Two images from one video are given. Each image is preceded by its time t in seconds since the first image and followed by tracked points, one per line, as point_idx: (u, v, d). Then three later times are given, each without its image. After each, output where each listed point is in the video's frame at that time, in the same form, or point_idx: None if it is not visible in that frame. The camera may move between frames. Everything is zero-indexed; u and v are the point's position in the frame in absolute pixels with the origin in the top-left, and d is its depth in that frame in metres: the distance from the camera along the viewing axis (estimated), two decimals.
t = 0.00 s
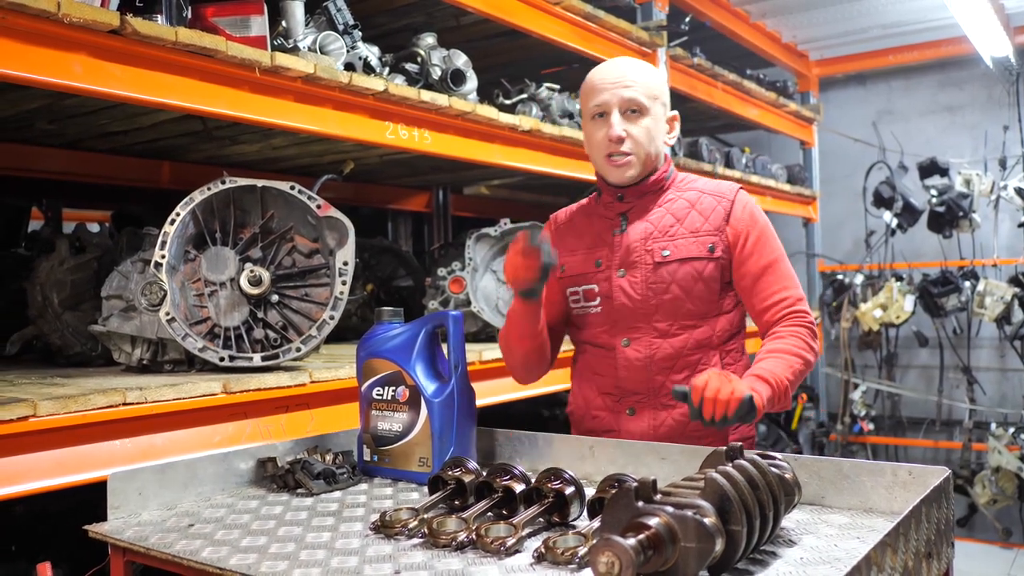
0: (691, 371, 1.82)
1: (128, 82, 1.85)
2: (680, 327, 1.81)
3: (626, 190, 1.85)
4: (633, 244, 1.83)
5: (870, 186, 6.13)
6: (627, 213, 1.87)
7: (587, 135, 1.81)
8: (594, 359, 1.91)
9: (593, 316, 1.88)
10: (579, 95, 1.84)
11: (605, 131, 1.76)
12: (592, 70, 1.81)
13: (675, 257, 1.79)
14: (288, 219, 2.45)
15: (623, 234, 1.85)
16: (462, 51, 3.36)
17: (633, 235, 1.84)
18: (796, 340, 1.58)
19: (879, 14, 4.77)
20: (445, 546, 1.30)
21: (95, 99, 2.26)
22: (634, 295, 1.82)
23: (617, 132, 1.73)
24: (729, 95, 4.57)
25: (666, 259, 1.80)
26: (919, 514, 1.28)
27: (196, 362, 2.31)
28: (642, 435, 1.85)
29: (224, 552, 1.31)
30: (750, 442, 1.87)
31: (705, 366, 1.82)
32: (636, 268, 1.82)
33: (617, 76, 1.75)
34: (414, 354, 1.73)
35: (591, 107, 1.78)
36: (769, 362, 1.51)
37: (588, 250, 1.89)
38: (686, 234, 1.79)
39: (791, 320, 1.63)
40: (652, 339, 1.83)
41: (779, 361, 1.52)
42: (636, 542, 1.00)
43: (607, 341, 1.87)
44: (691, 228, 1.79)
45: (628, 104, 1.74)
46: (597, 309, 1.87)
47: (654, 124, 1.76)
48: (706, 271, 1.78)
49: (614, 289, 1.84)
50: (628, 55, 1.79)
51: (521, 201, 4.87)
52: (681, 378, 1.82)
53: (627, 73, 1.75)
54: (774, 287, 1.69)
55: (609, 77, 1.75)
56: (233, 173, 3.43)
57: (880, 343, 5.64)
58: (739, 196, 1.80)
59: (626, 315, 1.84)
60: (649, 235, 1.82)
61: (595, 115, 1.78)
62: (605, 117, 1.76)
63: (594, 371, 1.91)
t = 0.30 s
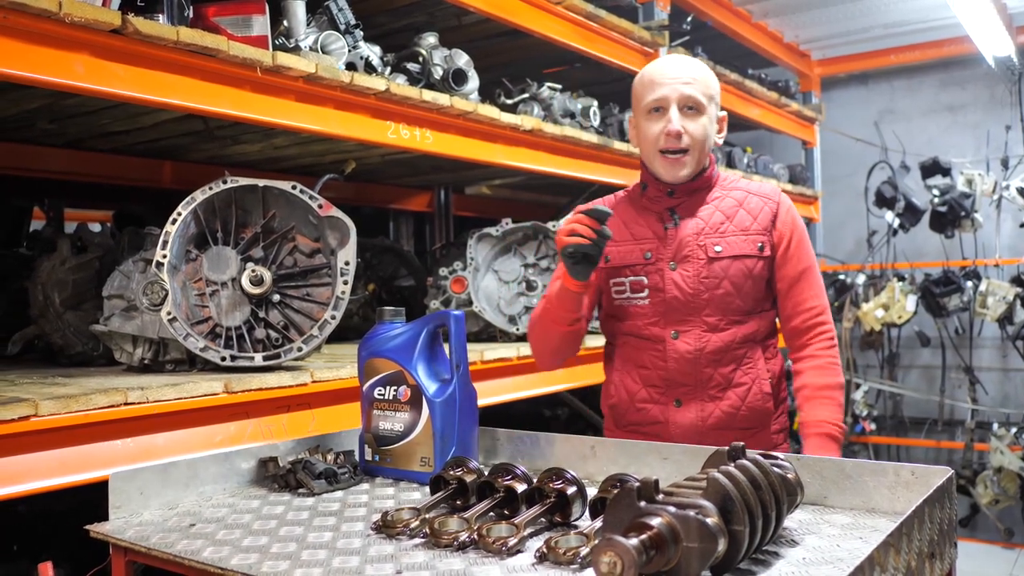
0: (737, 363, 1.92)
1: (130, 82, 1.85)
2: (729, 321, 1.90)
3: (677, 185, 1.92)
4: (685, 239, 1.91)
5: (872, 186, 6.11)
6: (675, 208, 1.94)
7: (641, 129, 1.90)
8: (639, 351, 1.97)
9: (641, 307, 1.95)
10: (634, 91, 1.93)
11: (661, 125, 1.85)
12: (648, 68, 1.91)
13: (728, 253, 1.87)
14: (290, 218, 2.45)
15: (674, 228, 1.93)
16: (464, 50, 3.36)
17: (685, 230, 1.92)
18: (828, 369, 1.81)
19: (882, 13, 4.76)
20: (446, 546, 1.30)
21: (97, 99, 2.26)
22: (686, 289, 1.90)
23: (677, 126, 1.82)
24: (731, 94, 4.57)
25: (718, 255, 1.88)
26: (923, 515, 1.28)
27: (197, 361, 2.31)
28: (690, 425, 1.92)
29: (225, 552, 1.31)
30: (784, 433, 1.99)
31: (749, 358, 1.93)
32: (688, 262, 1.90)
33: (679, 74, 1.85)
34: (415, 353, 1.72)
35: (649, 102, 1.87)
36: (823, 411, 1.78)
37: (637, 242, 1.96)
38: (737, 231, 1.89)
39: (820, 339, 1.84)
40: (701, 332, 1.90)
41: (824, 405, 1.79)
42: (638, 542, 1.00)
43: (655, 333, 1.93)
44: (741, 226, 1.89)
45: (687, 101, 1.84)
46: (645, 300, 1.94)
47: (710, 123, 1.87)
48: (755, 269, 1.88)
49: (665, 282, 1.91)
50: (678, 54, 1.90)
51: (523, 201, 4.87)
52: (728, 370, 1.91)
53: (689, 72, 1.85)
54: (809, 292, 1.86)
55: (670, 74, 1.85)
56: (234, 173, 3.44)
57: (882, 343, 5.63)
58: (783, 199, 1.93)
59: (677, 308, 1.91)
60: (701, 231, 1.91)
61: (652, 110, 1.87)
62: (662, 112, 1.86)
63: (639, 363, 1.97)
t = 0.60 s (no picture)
0: (761, 365, 1.91)
1: (131, 81, 1.85)
2: (755, 325, 1.90)
3: (710, 187, 1.92)
4: (714, 242, 1.91)
5: (874, 185, 6.11)
6: (707, 210, 1.93)
7: (677, 132, 1.91)
8: (665, 349, 1.98)
9: (669, 307, 1.95)
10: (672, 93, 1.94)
11: (696, 129, 1.86)
12: (686, 70, 1.91)
13: (757, 258, 1.87)
14: (290, 218, 2.45)
15: (704, 231, 1.93)
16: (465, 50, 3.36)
17: (714, 233, 1.91)
18: (873, 373, 1.89)
19: (883, 13, 4.76)
20: (446, 546, 1.30)
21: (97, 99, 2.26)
22: (713, 291, 1.90)
23: (712, 132, 1.82)
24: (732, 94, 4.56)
25: (747, 260, 1.87)
26: (924, 515, 1.28)
27: (198, 361, 2.31)
28: (713, 425, 1.92)
29: (225, 551, 1.31)
30: (806, 433, 1.98)
31: (774, 360, 1.92)
32: (717, 265, 1.90)
33: (716, 78, 1.85)
34: (416, 353, 1.72)
35: (685, 105, 1.88)
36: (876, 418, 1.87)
37: (667, 243, 1.96)
38: (767, 236, 1.88)
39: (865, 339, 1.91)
40: (726, 334, 1.91)
41: (876, 412, 1.88)
42: (639, 541, 1.00)
43: (681, 333, 1.94)
44: (771, 230, 1.88)
45: (723, 106, 1.84)
46: (673, 301, 1.94)
47: (746, 128, 1.86)
48: (784, 274, 1.88)
49: (693, 284, 1.92)
50: (720, 55, 1.89)
51: (524, 201, 4.87)
52: (752, 372, 1.91)
53: (726, 76, 1.84)
54: (849, 295, 1.91)
55: (707, 78, 1.85)
56: (235, 173, 3.44)
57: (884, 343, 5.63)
58: (816, 203, 1.91)
59: (703, 310, 1.92)
60: (731, 234, 1.90)
61: (688, 114, 1.88)
62: (699, 116, 1.86)
63: (665, 361, 1.98)
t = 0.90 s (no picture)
0: (772, 364, 1.90)
1: (131, 80, 1.85)
2: (765, 324, 1.89)
3: (727, 186, 1.92)
4: (727, 241, 1.92)
5: (874, 185, 6.11)
6: (724, 209, 1.94)
7: (694, 133, 1.91)
8: (679, 345, 2.00)
9: (682, 304, 1.97)
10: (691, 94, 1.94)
11: (711, 130, 1.86)
12: (704, 72, 1.92)
13: (767, 258, 1.86)
14: (290, 218, 2.45)
15: (718, 229, 1.94)
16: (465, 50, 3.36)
17: (728, 232, 1.92)
18: (873, 364, 1.74)
19: (883, 13, 4.76)
20: (447, 546, 1.30)
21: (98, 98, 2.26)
22: (723, 290, 1.91)
23: (726, 132, 1.82)
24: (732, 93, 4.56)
25: (758, 259, 1.87)
26: (924, 514, 1.27)
27: (199, 360, 2.31)
28: (721, 421, 1.93)
29: (225, 551, 1.31)
30: (819, 434, 1.95)
31: (785, 360, 1.90)
32: (729, 264, 1.91)
33: (733, 79, 1.85)
34: (416, 353, 1.72)
35: (702, 106, 1.88)
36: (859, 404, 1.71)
37: (683, 241, 1.98)
38: (780, 236, 1.87)
39: (872, 340, 1.77)
40: (736, 332, 1.91)
41: (863, 398, 1.72)
42: (638, 541, 1.00)
43: (693, 329, 1.96)
44: (786, 231, 1.86)
45: (738, 107, 1.83)
46: (686, 298, 1.96)
47: (763, 129, 1.85)
48: (796, 274, 1.85)
49: (705, 282, 1.94)
50: (740, 56, 1.89)
51: (525, 201, 4.87)
52: (762, 370, 1.90)
53: (744, 77, 1.84)
54: (864, 297, 1.80)
55: (724, 79, 1.85)
56: (235, 173, 3.44)
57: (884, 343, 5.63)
58: (836, 203, 1.86)
59: (714, 307, 1.93)
60: (744, 233, 1.91)
61: (704, 115, 1.88)
62: (714, 117, 1.86)
63: (678, 355, 2.00)
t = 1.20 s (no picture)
0: (769, 365, 1.90)
1: (130, 79, 1.84)
2: (763, 325, 1.89)
3: (729, 188, 1.91)
4: (728, 242, 1.91)
5: (875, 185, 6.11)
6: (725, 210, 1.93)
7: (699, 134, 1.91)
8: (677, 344, 2.00)
9: (681, 304, 1.97)
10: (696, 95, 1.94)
11: (715, 131, 1.86)
12: (708, 72, 1.92)
13: (767, 260, 1.86)
14: (290, 217, 2.45)
15: (719, 230, 1.93)
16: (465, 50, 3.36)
17: (728, 233, 1.92)
18: (869, 355, 1.74)
19: (883, 13, 4.76)
20: (446, 545, 1.30)
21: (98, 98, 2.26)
22: (722, 291, 1.90)
23: (729, 133, 1.82)
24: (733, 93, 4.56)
25: (757, 261, 1.87)
26: (925, 514, 1.27)
27: (198, 360, 2.31)
28: (717, 420, 1.93)
29: (224, 551, 1.30)
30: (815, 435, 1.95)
31: (782, 361, 1.89)
32: (728, 264, 1.90)
33: (737, 79, 1.84)
34: (415, 353, 1.72)
35: (706, 107, 1.88)
36: (842, 384, 1.69)
37: (683, 241, 1.97)
38: (780, 238, 1.86)
39: (871, 337, 1.78)
40: (734, 333, 1.91)
41: (852, 380, 1.70)
42: (638, 540, 1.00)
43: (691, 329, 1.96)
44: (786, 232, 1.86)
45: (742, 108, 1.83)
46: (685, 298, 1.96)
47: (767, 130, 1.85)
48: (795, 276, 1.85)
49: (704, 282, 1.93)
50: (744, 56, 1.88)
51: (525, 201, 4.87)
52: (759, 370, 1.89)
53: (747, 77, 1.84)
54: (865, 300, 1.82)
55: (727, 80, 1.85)
56: (235, 172, 3.44)
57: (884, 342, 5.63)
58: (838, 206, 1.85)
59: (713, 308, 1.93)
60: (744, 234, 1.90)
61: (709, 116, 1.88)
62: (718, 118, 1.86)
63: (677, 354, 2.00)
